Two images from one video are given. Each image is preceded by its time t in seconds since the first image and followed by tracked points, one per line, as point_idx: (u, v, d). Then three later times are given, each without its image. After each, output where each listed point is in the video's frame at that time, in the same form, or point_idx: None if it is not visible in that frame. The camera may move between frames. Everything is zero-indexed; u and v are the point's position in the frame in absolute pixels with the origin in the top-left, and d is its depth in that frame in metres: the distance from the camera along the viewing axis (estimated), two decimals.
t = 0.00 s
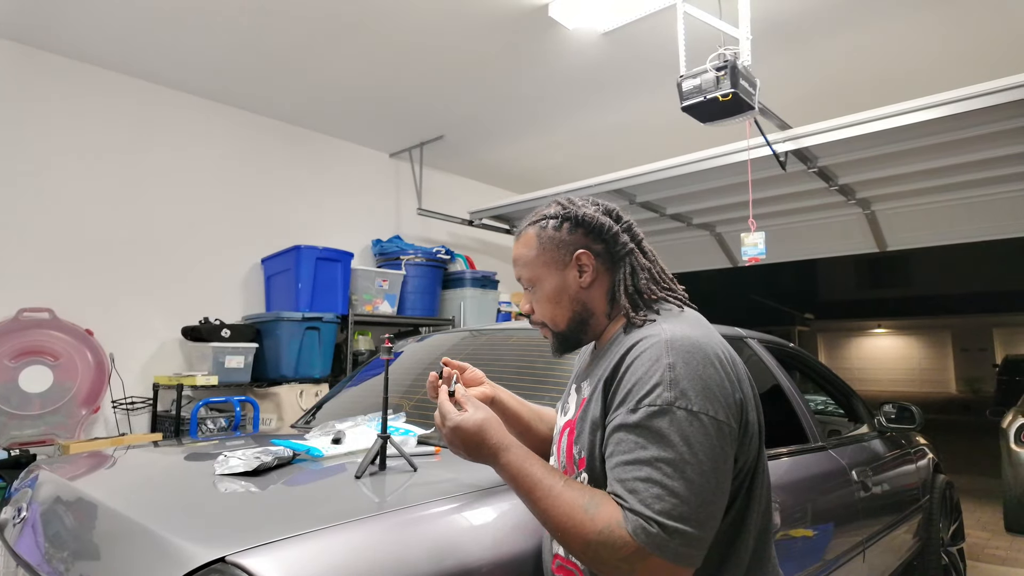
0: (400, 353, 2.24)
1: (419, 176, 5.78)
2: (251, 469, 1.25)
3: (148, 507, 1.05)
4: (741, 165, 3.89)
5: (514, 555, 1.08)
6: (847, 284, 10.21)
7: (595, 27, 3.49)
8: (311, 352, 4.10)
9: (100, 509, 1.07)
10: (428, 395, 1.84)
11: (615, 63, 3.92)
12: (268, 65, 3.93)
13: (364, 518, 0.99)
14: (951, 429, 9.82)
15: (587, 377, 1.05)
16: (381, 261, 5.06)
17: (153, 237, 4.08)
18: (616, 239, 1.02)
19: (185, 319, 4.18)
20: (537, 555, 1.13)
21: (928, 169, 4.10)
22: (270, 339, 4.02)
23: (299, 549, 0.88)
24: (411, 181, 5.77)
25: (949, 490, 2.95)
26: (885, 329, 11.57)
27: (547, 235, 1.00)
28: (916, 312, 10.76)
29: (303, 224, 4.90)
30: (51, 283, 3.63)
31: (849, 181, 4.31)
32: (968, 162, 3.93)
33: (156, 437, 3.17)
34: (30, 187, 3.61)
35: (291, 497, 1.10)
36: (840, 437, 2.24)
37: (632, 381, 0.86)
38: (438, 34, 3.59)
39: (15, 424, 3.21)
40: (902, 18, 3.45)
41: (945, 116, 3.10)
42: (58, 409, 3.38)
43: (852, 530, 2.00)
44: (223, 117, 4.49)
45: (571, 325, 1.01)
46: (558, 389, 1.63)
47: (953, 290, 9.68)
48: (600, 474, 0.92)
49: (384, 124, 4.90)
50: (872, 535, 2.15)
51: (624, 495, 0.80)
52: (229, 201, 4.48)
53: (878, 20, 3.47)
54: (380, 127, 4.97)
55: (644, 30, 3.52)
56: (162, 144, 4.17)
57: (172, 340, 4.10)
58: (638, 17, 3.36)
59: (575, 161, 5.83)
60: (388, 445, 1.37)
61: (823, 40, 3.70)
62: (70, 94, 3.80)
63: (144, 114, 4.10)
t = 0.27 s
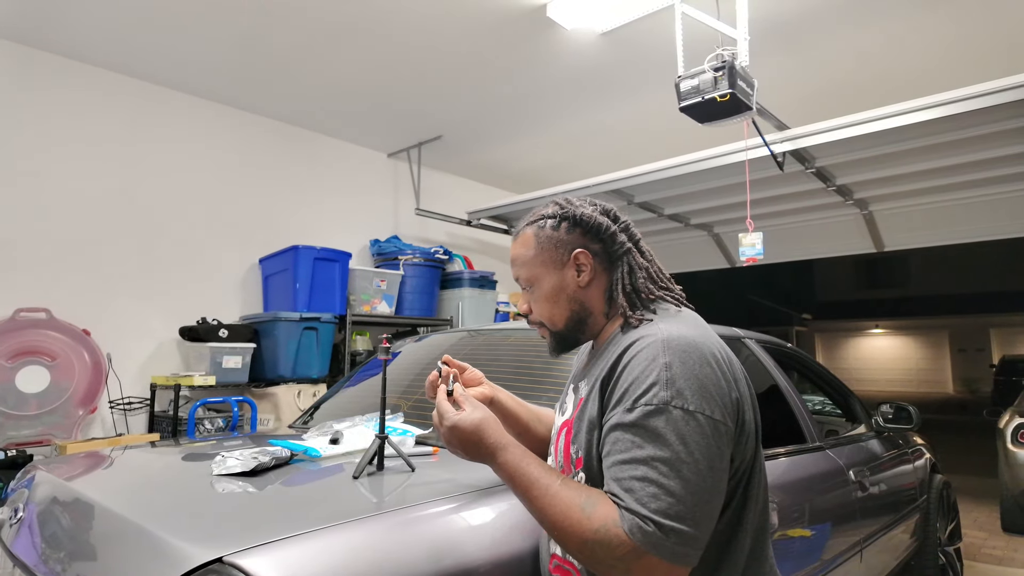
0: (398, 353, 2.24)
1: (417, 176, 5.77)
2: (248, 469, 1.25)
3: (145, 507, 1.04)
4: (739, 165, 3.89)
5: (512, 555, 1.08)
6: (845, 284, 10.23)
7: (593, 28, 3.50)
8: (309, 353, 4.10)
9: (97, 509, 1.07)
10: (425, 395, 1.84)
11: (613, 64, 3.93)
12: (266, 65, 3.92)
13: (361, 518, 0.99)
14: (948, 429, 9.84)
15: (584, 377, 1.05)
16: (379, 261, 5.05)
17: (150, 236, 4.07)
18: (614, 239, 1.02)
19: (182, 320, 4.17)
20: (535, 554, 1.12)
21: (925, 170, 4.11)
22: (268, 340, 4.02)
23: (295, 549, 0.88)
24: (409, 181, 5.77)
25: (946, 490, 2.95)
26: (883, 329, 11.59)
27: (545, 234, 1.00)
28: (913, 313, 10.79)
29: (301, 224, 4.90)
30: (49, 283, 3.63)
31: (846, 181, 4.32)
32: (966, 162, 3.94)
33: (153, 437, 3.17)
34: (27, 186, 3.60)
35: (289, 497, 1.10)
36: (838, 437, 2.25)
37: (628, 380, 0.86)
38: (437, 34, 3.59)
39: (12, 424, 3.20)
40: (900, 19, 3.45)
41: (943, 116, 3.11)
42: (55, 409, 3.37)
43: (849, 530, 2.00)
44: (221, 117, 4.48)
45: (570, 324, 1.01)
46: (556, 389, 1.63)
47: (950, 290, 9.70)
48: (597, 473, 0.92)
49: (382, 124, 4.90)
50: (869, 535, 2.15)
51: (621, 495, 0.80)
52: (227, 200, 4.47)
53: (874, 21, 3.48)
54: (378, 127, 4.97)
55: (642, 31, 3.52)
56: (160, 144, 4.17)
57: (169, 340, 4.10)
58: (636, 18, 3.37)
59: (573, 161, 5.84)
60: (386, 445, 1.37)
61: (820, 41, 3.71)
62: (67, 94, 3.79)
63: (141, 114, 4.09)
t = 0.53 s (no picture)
0: (397, 353, 2.24)
1: (416, 176, 5.77)
2: (246, 469, 1.25)
3: (143, 507, 1.04)
4: (738, 166, 3.90)
5: (510, 555, 1.08)
6: (843, 284, 10.25)
7: (592, 28, 3.50)
8: (307, 353, 4.09)
9: (95, 509, 1.06)
10: (424, 395, 1.84)
11: (611, 64, 3.93)
12: (265, 64, 3.92)
13: (359, 518, 0.99)
14: (946, 429, 9.86)
15: (583, 375, 1.05)
16: (377, 261, 5.05)
17: (149, 236, 4.06)
18: (615, 237, 1.03)
19: (181, 319, 4.16)
20: (533, 553, 1.12)
21: (923, 170, 4.11)
22: (266, 340, 4.01)
23: (293, 549, 0.88)
24: (407, 181, 5.76)
25: (944, 489, 2.96)
26: (881, 329, 11.62)
27: (546, 232, 1.00)
28: (911, 313, 10.80)
29: (299, 224, 4.89)
30: (46, 282, 3.62)
31: (845, 181, 4.33)
32: (964, 162, 3.95)
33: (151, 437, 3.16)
34: (25, 186, 3.60)
35: (287, 497, 1.09)
36: (836, 437, 2.25)
37: (625, 380, 0.86)
38: (436, 33, 3.59)
39: (10, 424, 3.19)
40: (898, 19, 3.46)
41: (941, 117, 3.11)
42: (52, 409, 3.36)
43: (847, 530, 2.00)
44: (219, 117, 4.48)
45: (572, 322, 1.01)
46: (555, 389, 1.63)
47: (948, 290, 9.72)
48: (594, 472, 0.92)
49: (381, 124, 4.90)
50: (867, 535, 2.15)
51: (617, 494, 0.80)
52: (225, 200, 4.46)
53: (873, 21, 3.49)
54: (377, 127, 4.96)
55: (641, 31, 3.53)
56: (158, 143, 4.16)
57: (167, 340, 4.09)
58: (634, 19, 3.37)
59: (572, 161, 5.84)
60: (384, 445, 1.37)
61: (818, 41, 3.71)
62: (64, 93, 3.78)
63: (139, 114, 4.08)
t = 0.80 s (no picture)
0: (395, 353, 2.24)
1: (414, 176, 5.77)
2: (244, 469, 1.25)
3: (140, 508, 1.04)
4: (736, 166, 3.90)
5: (508, 556, 1.08)
6: (841, 285, 10.27)
7: (590, 29, 3.50)
8: (305, 353, 4.09)
9: (92, 510, 1.06)
10: (422, 395, 1.84)
11: (610, 64, 3.93)
12: (263, 64, 3.92)
13: (357, 518, 0.99)
14: (943, 428, 9.88)
15: (581, 375, 1.05)
16: (376, 261, 5.05)
17: (147, 236, 4.06)
18: (612, 237, 1.03)
19: (179, 320, 4.16)
20: (531, 554, 1.12)
21: (921, 170, 4.12)
22: (264, 340, 4.01)
23: (290, 549, 0.88)
24: (406, 181, 5.76)
25: (941, 489, 2.96)
26: (878, 329, 11.64)
27: (545, 233, 1.00)
28: (909, 313, 10.82)
29: (297, 224, 4.89)
30: (44, 283, 3.61)
31: (842, 182, 4.34)
32: (961, 163, 3.95)
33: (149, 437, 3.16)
34: (23, 186, 3.59)
35: (284, 497, 1.10)
36: (834, 437, 2.25)
37: (623, 379, 0.86)
38: (434, 33, 3.59)
39: (7, 425, 3.18)
40: (896, 20, 3.47)
41: (939, 117, 3.12)
42: (50, 409, 3.36)
43: (845, 530, 2.00)
44: (217, 116, 4.47)
45: (571, 323, 1.01)
46: (553, 389, 1.63)
47: (945, 290, 9.74)
48: (592, 472, 0.92)
49: (379, 124, 4.89)
50: (865, 534, 2.15)
51: (615, 493, 0.80)
52: (223, 200, 4.46)
53: (871, 21, 3.49)
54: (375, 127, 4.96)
55: (639, 31, 3.53)
56: (156, 143, 4.15)
57: (165, 340, 4.09)
58: (632, 19, 3.38)
59: (570, 161, 5.84)
60: (382, 445, 1.37)
61: (816, 41, 3.72)
62: (62, 93, 3.77)
63: (137, 114, 4.08)
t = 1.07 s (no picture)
0: (394, 353, 2.24)
1: (413, 176, 5.77)
2: (243, 469, 1.25)
3: (140, 508, 1.04)
4: (734, 166, 3.90)
5: (507, 556, 1.08)
6: (839, 285, 10.28)
7: (588, 29, 3.50)
8: (304, 353, 4.09)
9: (91, 510, 1.06)
10: (421, 396, 1.84)
11: (608, 64, 3.93)
12: (262, 64, 3.91)
13: (356, 518, 0.99)
14: (941, 428, 9.89)
15: (581, 376, 1.05)
16: (375, 261, 5.05)
17: (145, 236, 4.06)
18: (612, 238, 1.03)
19: (177, 320, 4.16)
20: (530, 554, 1.12)
21: (919, 171, 4.12)
22: (263, 340, 4.01)
23: (290, 549, 0.88)
24: (405, 181, 5.76)
25: (940, 489, 2.97)
26: (877, 329, 11.62)
27: (544, 234, 1.00)
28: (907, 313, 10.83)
29: (296, 224, 4.89)
30: (42, 283, 3.61)
31: (841, 182, 4.34)
32: (959, 163, 3.96)
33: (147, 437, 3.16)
34: (21, 186, 3.59)
35: (284, 497, 1.10)
36: (832, 437, 2.25)
37: (623, 379, 0.86)
38: (433, 34, 3.59)
39: (6, 425, 3.17)
40: (894, 20, 3.47)
41: (938, 117, 3.12)
42: (49, 409, 3.35)
43: (843, 530, 2.00)
44: (216, 116, 4.47)
45: (572, 324, 1.01)
46: (552, 389, 1.64)
47: (943, 290, 9.76)
48: (591, 471, 0.93)
49: (378, 124, 4.89)
50: (863, 534, 2.16)
51: (614, 492, 0.80)
52: (222, 200, 4.46)
53: (869, 22, 3.50)
54: (374, 127, 4.96)
55: (638, 32, 3.53)
56: (154, 143, 4.15)
57: (164, 340, 4.08)
58: (631, 19, 3.38)
59: (569, 161, 5.85)
60: (381, 445, 1.37)
61: (815, 42, 3.72)
62: (61, 93, 3.77)
63: (136, 114, 4.07)
